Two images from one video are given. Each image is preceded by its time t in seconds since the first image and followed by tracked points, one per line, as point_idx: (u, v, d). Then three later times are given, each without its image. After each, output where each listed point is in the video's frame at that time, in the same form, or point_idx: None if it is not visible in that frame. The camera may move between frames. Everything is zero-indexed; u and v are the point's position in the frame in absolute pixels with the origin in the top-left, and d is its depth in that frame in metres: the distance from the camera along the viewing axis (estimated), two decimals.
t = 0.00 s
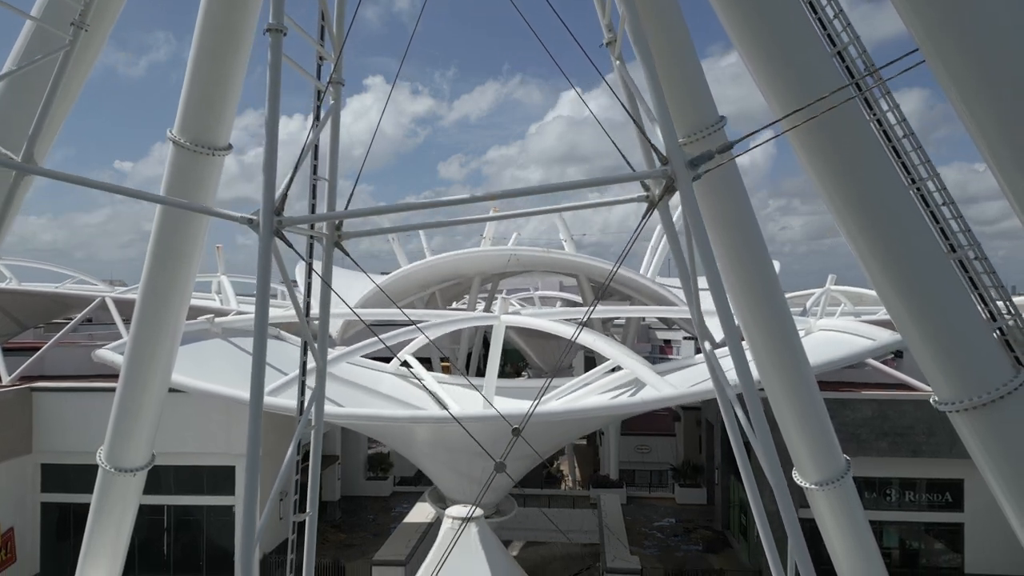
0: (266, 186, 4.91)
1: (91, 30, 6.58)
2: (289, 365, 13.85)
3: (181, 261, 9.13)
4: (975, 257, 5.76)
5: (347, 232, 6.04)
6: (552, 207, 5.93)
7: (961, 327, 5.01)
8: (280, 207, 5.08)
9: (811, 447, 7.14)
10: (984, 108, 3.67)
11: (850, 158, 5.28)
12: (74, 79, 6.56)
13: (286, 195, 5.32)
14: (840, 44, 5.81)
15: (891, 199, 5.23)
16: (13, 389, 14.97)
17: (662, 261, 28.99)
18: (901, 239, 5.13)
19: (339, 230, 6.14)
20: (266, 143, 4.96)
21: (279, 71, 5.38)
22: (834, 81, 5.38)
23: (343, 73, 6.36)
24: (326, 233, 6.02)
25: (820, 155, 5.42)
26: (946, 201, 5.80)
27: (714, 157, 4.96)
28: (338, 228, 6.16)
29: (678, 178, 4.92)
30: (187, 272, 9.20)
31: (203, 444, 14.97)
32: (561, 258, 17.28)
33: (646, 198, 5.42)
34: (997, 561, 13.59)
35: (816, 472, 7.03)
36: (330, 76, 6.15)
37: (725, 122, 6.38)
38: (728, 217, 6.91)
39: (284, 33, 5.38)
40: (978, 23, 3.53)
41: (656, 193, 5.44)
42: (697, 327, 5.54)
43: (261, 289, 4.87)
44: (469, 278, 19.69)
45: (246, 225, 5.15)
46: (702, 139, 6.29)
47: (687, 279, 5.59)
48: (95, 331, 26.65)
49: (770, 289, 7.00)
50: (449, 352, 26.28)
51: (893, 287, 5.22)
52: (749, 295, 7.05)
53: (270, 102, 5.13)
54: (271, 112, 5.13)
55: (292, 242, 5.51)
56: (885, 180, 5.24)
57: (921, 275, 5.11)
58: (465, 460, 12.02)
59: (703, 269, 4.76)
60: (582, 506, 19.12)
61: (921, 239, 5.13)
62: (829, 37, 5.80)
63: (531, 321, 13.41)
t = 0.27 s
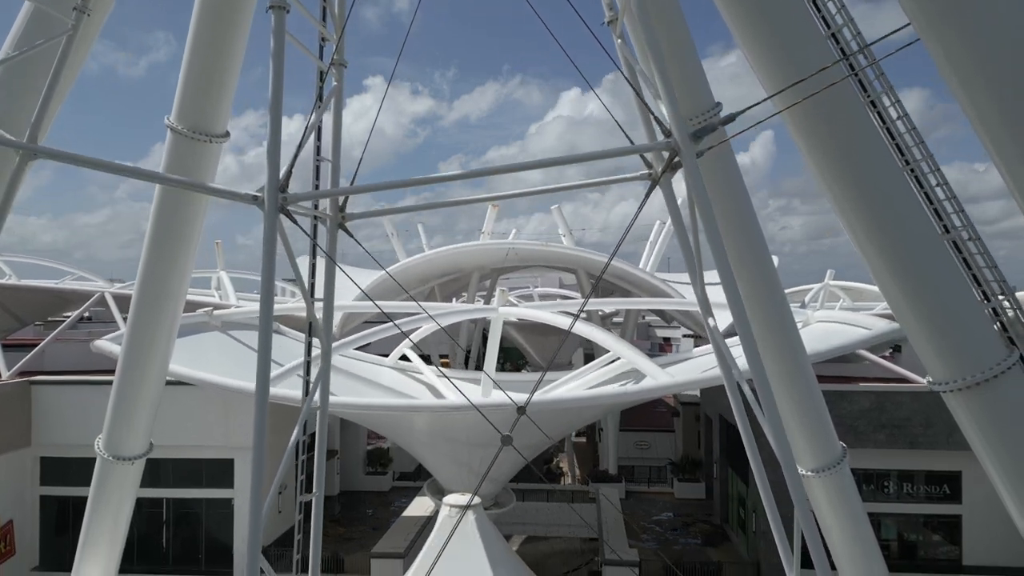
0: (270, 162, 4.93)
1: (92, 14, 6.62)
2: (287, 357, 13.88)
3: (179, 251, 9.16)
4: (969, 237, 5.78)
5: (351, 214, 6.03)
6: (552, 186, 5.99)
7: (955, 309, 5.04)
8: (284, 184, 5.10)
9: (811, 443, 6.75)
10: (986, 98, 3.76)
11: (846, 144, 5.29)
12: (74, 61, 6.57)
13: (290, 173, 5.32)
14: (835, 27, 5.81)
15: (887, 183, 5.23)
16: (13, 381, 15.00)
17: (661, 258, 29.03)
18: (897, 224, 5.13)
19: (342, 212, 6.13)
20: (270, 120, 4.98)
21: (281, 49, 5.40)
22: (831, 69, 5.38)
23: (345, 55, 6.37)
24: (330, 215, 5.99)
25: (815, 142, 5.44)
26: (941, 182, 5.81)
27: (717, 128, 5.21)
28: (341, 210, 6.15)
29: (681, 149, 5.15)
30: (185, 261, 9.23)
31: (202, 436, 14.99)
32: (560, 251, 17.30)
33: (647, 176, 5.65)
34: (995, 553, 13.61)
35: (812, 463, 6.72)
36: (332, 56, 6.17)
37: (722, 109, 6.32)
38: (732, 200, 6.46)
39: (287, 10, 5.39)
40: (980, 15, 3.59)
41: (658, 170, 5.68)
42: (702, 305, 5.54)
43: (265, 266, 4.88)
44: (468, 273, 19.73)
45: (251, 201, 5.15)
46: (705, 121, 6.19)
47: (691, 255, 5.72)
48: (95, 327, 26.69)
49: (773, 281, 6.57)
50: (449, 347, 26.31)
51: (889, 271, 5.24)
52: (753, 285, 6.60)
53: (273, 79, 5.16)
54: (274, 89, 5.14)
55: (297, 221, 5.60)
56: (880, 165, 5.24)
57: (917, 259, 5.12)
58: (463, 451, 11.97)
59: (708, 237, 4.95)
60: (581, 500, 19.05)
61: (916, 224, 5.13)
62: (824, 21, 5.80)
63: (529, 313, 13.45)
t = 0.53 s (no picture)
0: (275, 136, 4.93)
1: None
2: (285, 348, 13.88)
3: (177, 234, 9.16)
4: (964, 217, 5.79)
5: (356, 194, 6.01)
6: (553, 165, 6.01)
7: (950, 290, 5.09)
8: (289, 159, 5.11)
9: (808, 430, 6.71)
10: (987, 90, 3.73)
11: (841, 127, 5.27)
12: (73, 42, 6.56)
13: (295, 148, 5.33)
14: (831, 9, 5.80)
15: (883, 166, 5.22)
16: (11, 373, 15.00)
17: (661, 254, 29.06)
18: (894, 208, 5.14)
19: (347, 193, 6.11)
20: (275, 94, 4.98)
21: (285, 25, 5.40)
22: (827, 52, 5.33)
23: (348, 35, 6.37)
24: (334, 196, 5.96)
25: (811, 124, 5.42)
26: (935, 161, 5.82)
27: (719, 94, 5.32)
28: (345, 191, 6.14)
29: (686, 120, 5.26)
30: (183, 246, 9.23)
31: (201, 428, 15.00)
32: (559, 244, 17.31)
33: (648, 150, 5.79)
34: (994, 544, 13.61)
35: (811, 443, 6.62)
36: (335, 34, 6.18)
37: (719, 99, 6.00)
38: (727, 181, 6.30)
39: None
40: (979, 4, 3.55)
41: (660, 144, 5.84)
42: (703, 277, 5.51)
43: (271, 240, 4.88)
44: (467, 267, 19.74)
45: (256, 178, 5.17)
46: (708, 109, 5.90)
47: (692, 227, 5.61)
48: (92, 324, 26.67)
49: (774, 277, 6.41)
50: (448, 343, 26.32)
51: (885, 254, 5.26)
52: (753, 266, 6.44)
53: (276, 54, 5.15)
54: (278, 63, 5.14)
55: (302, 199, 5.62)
56: (876, 148, 5.24)
57: (913, 241, 5.15)
58: (462, 442, 11.96)
59: (713, 208, 5.13)
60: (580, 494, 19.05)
61: (913, 208, 5.14)
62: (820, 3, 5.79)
63: (528, 304, 13.47)
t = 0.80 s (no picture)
0: (280, 110, 4.93)
1: None
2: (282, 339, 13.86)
3: (176, 217, 9.15)
4: (960, 196, 5.80)
5: (359, 171, 5.99)
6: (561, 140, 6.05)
7: (948, 271, 5.34)
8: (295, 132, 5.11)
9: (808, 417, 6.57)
10: (993, 77, 4.05)
11: (842, 116, 5.44)
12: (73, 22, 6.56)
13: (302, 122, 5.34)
14: None
15: (883, 153, 5.40)
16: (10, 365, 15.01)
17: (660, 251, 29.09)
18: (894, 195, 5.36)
19: (350, 171, 6.09)
20: (279, 68, 4.98)
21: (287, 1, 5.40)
22: (829, 44, 5.49)
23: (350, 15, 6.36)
24: (339, 173, 5.95)
25: (813, 113, 5.57)
26: (931, 139, 5.82)
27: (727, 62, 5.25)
28: (348, 169, 6.11)
29: (691, 88, 5.21)
30: (181, 230, 9.21)
31: (200, 419, 15.00)
32: (557, 237, 17.32)
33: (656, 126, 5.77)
34: (993, 535, 13.61)
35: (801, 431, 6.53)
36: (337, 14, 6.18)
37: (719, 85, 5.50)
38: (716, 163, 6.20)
39: None
40: None
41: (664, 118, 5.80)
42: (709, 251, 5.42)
43: (277, 213, 4.93)
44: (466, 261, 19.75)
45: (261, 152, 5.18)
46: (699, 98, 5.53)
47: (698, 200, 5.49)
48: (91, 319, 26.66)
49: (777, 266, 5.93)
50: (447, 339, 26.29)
51: (886, 238, 5.48)
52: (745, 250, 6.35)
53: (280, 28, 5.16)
54: (281, 39, 5.14)
55: (306, 175, 5.64)
56: (876, 134, 5.41)
57: (913, 225, 5.36)
58: (461, 432, 11.97)
59: (719, 177, 5.01)
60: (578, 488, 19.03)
61: (910, 191, 5.37)
62: None
63: (526, 296, 13.46)
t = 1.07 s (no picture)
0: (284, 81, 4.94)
1: None
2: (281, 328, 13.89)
3: (175, 200, 9.14)
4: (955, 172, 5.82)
5: (364, 146, 5.99)
6: (566, 114, 6.11)
7: (944, 249, 5.41)
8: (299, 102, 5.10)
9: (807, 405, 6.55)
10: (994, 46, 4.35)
11: (840, 93, 5.48)
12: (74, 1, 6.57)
13: (305, 92, 5.33)
14: None
15: (880, 130, 5.45)
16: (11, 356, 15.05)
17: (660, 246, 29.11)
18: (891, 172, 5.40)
19: (355, 146, 6.09)
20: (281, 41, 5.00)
21: None
22: (827, 24, 5.55)
23: None
24: (343, 148, 5.96)
25: (811, 90, 5.62)
26: (927, 117, 5.83)
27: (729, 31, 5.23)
28: (353, 145, 6.11)
29: (697, 54, 5.16)
30: (179, 214, 9.20)
31: (201, 409, 15.02)
32: (557, 229, 17.34)
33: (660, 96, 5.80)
34: (992, 525, 13.61)
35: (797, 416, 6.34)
36: None
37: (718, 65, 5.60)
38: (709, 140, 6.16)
39: None
40: None
41: (667, 89, 5.85)
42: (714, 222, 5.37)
43: (284, 181, 5.01)
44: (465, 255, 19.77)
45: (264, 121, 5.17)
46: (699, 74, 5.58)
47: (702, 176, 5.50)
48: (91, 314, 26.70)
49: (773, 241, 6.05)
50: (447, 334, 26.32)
51: (882, 215, 5.52)
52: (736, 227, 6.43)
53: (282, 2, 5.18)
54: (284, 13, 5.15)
55: (311, 149, 5.65)
56: (874, 113, 5.46)
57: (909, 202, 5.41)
58: (461, 420, 12.00)
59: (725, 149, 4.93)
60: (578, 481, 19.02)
61: (909, 169, 5.42)
62: None
63: (525, 285, 13.46)
